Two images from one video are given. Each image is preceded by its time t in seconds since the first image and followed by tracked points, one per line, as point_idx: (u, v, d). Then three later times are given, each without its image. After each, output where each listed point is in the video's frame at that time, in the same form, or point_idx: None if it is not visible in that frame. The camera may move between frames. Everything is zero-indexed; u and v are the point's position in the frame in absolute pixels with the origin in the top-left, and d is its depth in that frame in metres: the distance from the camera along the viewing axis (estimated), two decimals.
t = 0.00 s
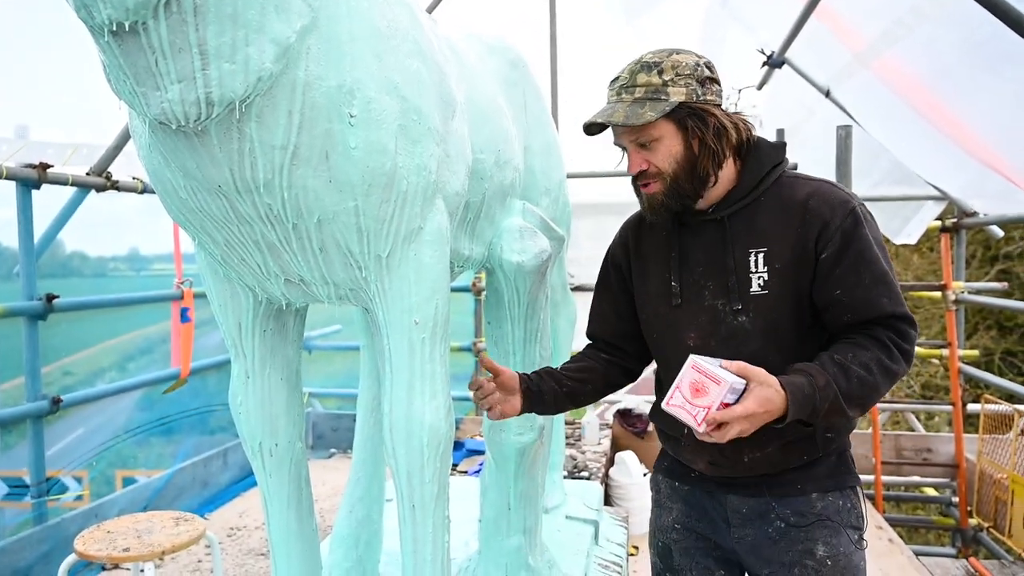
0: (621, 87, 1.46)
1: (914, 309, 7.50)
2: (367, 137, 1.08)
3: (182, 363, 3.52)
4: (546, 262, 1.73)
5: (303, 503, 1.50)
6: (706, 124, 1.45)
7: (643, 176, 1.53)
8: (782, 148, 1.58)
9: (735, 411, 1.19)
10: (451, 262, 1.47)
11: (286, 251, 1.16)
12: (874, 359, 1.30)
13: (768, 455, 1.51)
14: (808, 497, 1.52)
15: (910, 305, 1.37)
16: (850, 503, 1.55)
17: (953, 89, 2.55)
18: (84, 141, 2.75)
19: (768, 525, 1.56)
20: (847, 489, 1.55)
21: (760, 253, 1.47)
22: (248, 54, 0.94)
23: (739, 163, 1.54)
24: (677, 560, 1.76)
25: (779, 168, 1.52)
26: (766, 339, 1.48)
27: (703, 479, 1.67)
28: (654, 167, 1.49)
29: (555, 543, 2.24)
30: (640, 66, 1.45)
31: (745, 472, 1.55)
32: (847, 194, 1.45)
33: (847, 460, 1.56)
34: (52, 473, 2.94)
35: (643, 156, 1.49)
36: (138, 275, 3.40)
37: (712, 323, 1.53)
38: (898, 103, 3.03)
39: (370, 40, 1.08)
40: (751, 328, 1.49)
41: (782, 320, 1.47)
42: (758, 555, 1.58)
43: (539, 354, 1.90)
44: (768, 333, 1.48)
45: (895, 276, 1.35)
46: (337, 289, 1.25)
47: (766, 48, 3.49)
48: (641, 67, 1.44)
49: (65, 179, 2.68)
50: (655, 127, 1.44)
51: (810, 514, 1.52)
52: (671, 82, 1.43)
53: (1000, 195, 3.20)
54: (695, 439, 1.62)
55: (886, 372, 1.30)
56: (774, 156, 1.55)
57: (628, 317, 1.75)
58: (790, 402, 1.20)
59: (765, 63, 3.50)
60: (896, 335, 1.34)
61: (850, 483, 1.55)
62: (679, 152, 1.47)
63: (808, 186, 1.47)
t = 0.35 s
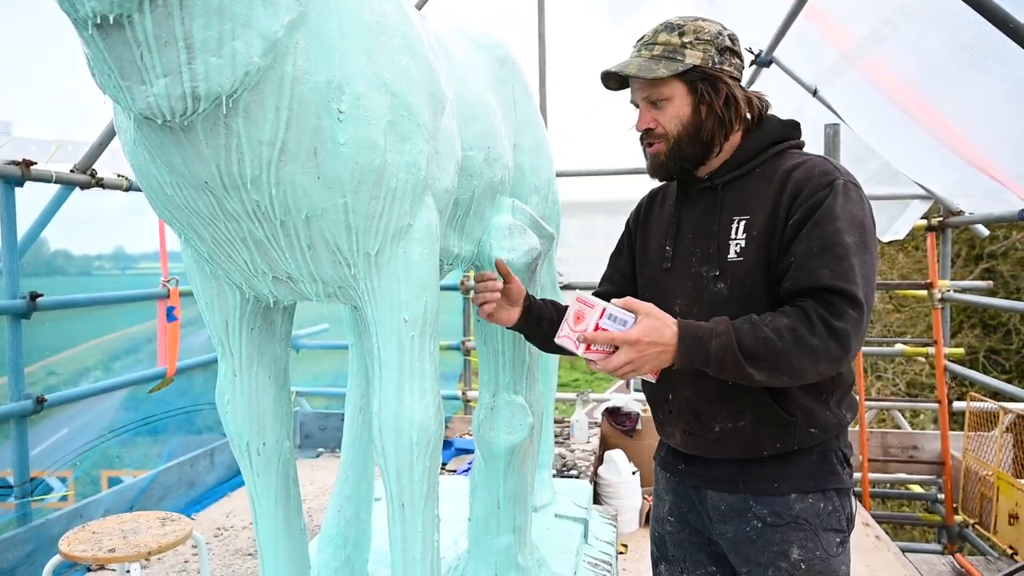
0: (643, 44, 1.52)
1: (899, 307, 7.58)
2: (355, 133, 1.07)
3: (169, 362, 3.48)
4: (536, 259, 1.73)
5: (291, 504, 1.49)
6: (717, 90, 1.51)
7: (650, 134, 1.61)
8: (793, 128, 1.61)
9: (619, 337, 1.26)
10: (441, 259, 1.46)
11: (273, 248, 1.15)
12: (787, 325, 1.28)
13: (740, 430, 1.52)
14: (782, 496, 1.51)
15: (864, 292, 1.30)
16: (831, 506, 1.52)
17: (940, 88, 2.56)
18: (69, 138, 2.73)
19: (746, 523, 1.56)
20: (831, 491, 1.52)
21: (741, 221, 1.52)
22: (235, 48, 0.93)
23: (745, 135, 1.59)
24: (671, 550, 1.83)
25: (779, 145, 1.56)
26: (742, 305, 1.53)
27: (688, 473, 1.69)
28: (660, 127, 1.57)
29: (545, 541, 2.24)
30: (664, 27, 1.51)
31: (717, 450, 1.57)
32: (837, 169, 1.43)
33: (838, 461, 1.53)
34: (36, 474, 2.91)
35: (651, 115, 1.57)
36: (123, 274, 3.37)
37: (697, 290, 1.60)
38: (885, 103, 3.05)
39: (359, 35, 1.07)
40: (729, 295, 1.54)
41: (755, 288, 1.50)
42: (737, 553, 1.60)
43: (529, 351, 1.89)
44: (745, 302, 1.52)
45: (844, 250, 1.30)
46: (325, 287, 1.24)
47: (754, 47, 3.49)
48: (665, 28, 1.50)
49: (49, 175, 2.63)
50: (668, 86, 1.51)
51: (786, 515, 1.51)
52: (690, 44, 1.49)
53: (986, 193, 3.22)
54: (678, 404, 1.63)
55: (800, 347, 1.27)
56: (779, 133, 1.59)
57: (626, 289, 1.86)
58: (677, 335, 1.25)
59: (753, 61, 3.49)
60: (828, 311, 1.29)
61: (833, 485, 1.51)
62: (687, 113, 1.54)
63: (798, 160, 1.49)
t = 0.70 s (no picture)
0: (642, 45, 1.46)
1: (894, 306, 7.62)
2: (353, 132, 1.06)
3: (164, 362, 3.46)
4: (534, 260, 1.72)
5: (288, 505, 1.48)
6: (711, 93, 1.53)
7: (651, 141, 1.54)
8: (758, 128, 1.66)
9: (567, 194, 1.31)
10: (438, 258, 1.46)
11: (270, 247, 1.14)
12: (717, 242, 1.25)
13: (721, 420, 1.50)
14: (767, 498, 1.50)
15: (798, 236, 1.26)
16: (817, 509, 1.50)
17: (937, 88, 2.56)
18: (63, 136, 2.70)
19: (734, 527, 1.55)
20: (817, 493, 1.49)
21: (710, 210, 1.52)
22: (232, 46, 0.92)
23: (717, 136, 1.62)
24: (662, 557, 1.82)
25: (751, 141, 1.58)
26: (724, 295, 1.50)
27: (676, 477, 1.68)
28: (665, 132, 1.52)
29: (542, 541, 2.25)
30: (657, 30, 1.48)
31: (700, 445, 1.55)
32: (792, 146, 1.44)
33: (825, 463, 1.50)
34: (31, 474, 2.90)
35: (656, 119, 1.52)
36: (118, 274, 3.35)
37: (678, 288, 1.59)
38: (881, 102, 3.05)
39: (356, 33, 1.06)
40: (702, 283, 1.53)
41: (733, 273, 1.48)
42: (724, 556, 1.58)
43: (527, 351, 1.89)
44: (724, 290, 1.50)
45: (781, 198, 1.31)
46: (321, 286, 1.23)
47: (750, 46, 3.50)
48: (662, 31, 1.47)
49: (43, 174, 2.61)
50: (673, 89, 1.49)
51: (772, 517, 1.49)
52: (688, 48, 1.49)
53: (982, 193, 3.23)
54: (663, 401, 1.61)
55: (727, 260, 1.22)
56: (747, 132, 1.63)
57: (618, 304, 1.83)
58: (622, 218, 1.28)
59: (749, 61, 3.49)
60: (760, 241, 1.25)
61: (820, 489, 1.49)
62: (686, 117, 1.53)
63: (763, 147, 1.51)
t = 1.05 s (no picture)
0: (616, 58, 1.49)
1: (892, 309, 7.64)
2: (353, 136, 1.06)
3: (161, 365, 3.47)
4: (533, 263, 1.71)
5: (287, 511, 1.48)
6: (681, 108, 1.57)
7: (630, 150, 1.53)
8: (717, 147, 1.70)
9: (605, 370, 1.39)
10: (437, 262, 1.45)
11: (269, 252, 1.14)
12: (757, 331, 1.31)
13: (737, 447, 1.50)
14: (779, 505, 1.51)
15: (825, 273, 1.33)
16: (824, 510, 1.53)
17: (935, 91, 2.56)
18: (61, 139, 2.69)
19: (744, 535, 1.55)
20: (823, 496, 1.53)
21: (700, 237, 1.50)
22: (232, 50, 0.92)
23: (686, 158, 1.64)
24: None
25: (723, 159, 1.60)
26: (718, 321, 1.51)
27: (675, 492, 1.67)
28: (645, 143, 1.52)
29: (541, 546, 2.24)
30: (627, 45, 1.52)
31: (715, 471, 1.54)
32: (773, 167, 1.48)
33: (827, 464, 1.55)
34: (28, 478, 2.89)
35: (634, 130, 1.53)
36: (115, 276, 3.35)
37: (665, 316, 1.56)
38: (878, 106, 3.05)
39: (356, 37, 1.06)
40: (703, 313, 1.51)
41: (731, 301, 1.49)
42: (732, 565, 1.58)
43: (526, 354, 1.89)
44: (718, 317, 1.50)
45: (796, 241, 1.34)
46: (320, 291, 1.23)
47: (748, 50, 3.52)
48: (633, 45, 1.50)
49: (42, 178, 2.62)
50: (648, 101, 1.52)
51: (784, 521, 1.51)
52: (658, 64, 1.53)
53: (980, 197, 3.23)
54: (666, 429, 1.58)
55: (779, 346, 1.30)
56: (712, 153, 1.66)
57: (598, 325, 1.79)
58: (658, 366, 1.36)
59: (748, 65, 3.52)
60: (794, 301, 1.32)
61: (826, 490, 1.53)
62: (661, 130, 1.54)
63: (736, 168, 1.52)
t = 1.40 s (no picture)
0: (598, 62, 1.49)
1: (888, 313, 7.65)
2: (351, 140, 1.06)
3: (158, 369, 3.45)
4: (531, 267, 1.72)
5: (283, 515, 1.47)
6: (662, 117, 1.58)
7: (612, 155, 1.52)
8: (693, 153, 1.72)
9: (654, 370, 1.30)
10: (436, 265, 1.46)
11: (267, 256, 1.14)
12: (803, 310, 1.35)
13: (765, 436, 1.48)
14: (802, 499, 1.54)
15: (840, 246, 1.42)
16: (838, 499, 1.58)
17: (930, 97, 2.57)
18: (57, 141, 2.70)
19: (767, 531, 1.56)
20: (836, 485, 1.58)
21: (705, 231, 1.51)
22: (231, 54, 0.92)
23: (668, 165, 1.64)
24: None
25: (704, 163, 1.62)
26: (735, 312, 1.51)
27: (695, 493, 1.64)
28: (626, 148, 1.52)
29: (538, 549, 2.24)
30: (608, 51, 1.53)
31: (744, 467, 1.52)
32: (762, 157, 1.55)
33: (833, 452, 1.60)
34: (24, 482, 2.88)
35: (615, 134, 1.53)
36: (111, 279, 3.34)
37: (682, 314, 1.53)
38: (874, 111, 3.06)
39: (354, 41, 1.06)
40: (720, 304, 1.51)
41: (745, 291, 1.51)
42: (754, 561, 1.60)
43: (524, 359, 1.89)
44: (736, 306, 1.51)
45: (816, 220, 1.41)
46: (319, 295, 1.23)
47: (745, 55, 3.54)
48: (616, 51, 1.51)
49: (38, 180, 2.60)
50: (631, 107, 1.52)
51: (807, 515, 1.54)
52: (640, 71, 1.54)
53: (976, 201, 3.25)
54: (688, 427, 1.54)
55: (824, 322, 1.34)
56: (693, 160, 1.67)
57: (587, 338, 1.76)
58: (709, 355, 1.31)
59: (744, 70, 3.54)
60: (829, 277, 1.37)
61: (839, 479, 1.58)
62: (642, 136, 1.55)
63: (726, 160, 1.57)
